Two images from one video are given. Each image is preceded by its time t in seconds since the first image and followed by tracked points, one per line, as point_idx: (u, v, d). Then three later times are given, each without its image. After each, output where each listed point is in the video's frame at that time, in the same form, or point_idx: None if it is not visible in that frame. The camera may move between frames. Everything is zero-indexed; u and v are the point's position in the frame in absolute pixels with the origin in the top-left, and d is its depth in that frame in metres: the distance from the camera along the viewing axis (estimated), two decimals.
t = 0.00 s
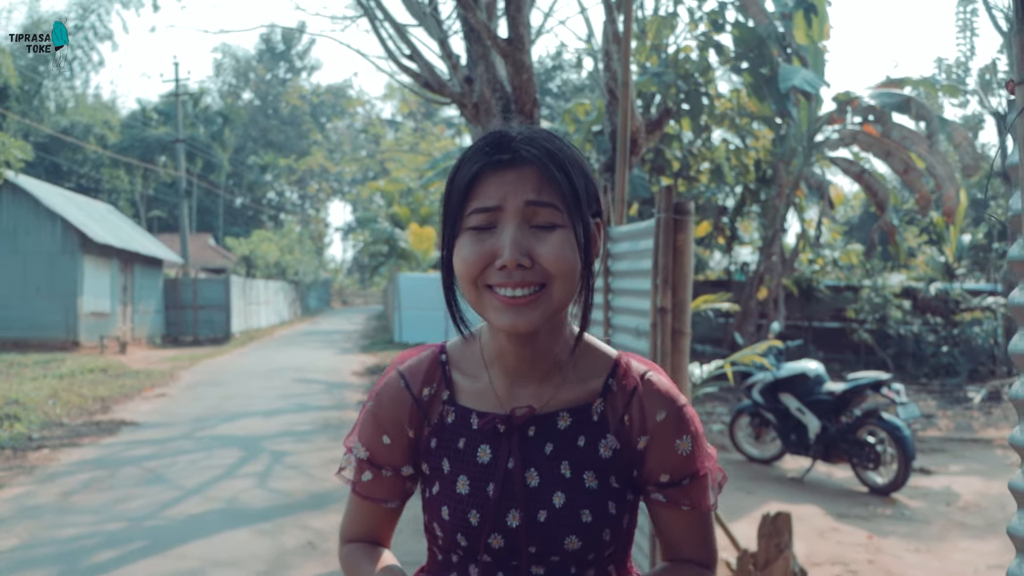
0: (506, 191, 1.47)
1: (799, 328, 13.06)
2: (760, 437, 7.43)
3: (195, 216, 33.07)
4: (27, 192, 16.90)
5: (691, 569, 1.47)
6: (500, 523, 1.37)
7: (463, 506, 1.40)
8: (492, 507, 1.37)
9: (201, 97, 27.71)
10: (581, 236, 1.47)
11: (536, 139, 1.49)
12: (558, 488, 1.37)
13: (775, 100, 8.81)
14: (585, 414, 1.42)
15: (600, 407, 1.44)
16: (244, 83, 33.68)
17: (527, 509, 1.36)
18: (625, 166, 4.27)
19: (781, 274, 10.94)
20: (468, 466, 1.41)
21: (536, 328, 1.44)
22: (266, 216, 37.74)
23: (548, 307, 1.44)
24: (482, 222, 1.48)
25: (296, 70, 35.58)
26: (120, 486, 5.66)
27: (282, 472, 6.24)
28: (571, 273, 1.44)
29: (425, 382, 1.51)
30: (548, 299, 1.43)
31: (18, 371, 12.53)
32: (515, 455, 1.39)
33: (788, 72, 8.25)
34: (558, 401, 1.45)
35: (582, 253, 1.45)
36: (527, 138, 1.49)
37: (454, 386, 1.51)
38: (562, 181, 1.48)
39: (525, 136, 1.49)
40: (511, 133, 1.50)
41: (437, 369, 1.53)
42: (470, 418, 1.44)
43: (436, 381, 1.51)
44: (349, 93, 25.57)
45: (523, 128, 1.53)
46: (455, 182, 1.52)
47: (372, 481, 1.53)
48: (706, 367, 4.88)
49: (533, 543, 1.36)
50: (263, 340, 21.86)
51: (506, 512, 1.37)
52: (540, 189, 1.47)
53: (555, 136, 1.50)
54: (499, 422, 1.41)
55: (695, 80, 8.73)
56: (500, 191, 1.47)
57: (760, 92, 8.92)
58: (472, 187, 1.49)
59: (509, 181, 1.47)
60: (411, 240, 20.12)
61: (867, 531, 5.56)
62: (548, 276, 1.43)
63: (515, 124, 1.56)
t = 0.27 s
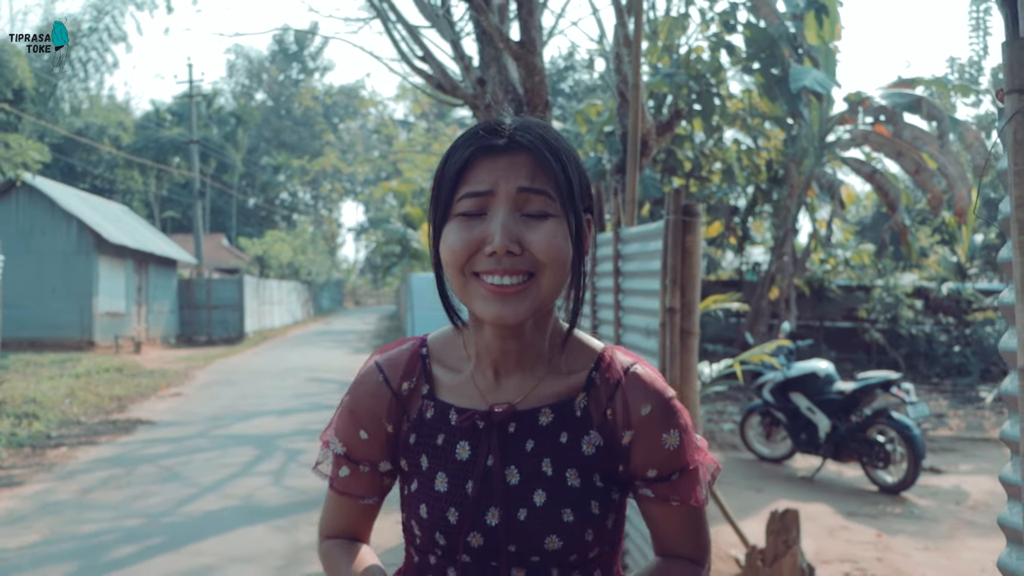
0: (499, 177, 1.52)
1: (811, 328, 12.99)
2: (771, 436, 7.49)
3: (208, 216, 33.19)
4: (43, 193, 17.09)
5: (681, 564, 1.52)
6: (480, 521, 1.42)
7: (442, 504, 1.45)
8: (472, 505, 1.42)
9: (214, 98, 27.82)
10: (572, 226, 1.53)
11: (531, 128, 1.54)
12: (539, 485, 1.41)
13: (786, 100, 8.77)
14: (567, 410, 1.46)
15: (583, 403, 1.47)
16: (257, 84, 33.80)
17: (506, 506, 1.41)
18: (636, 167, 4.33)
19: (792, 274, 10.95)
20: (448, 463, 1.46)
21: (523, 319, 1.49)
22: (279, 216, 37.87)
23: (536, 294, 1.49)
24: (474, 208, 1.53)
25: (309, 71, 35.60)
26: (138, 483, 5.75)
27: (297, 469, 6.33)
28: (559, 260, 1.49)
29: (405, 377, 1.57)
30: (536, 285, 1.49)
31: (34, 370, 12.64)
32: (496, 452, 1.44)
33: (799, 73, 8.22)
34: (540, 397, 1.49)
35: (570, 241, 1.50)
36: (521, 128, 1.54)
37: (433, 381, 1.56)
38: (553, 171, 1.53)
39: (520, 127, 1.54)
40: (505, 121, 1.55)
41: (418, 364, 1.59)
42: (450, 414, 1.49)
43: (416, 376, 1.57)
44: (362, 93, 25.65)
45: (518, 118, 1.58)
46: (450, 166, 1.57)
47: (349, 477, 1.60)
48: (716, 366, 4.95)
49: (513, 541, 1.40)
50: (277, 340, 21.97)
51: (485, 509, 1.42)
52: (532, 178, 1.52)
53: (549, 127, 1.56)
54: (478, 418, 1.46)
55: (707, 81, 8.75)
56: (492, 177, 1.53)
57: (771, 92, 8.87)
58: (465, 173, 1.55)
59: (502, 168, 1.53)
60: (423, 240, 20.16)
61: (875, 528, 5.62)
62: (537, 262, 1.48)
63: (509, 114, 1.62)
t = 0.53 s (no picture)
0: (482, 169, 1.43)
1: (820, 328, 13.05)
2: (780, 435, 7.54)
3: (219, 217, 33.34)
4: (57, 194, 17.26)
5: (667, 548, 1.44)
6: (450, 481, 1.34)
7: (411, 464, 1.37)
8: (442, 465, 1.35)
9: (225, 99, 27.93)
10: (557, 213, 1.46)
11: (515, 111, 1.44)
12: (515, 446, 1.34)
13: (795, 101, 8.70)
14: (548, 373, 1.40)
15: (565, 367, 1.41)
16: (268, 85, 33.92)
17: (479, 468, 1.34)
18: (645, 170, 4.37)
19: (801, 274, 10.99)
20: (420, 422, 1.40)
21: (506, 311, 1.45)
22: (290, 216, 38.01)
23: (518, 287, 1.44)
24: (455, 199, 1.45)
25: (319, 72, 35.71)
26: (152, 481, 5.82)
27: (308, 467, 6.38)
28: (544, 252, 1.43)
29: (384, 336, 1.52)
30: (520, 279, 1.44)
31: (48, 370, 12.75)
32: (472, 410, 1.38)
33: (807, 73, 7.97)
34: (521, 360, 1.43)
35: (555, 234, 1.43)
36: (504, 112, 1.44)
37: (413, 342, 1.52)
38: (538, 158, 1.44)
39: (503, 110, 1.44)
40: (488, 103, 1.45)
41: (399, 326, 1.55)
42: (426, 371, 1.44)
43: (396, 335, 1.53)
44: (372, 94, 25.73)
45: (499, 95, 1.48)
46: (427, 152, 1.47)
47: (315, 435, 1.52)
48: (723, 366, 4.99)
49: (484, 506, 1.33)
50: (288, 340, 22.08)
51: (458, 470, 1.34)
52: (516, 169, 1.43)
53: (533, 106, 1.46)
54: (457, 373, 1.41)
55: (714, 82, 8.77)
56: (474, 169, 1.44)
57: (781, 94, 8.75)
58: (444, 162, 1.46)
59: (485, 160, 1.44)
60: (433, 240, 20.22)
61: (883, 527, 5.64)
62: (520, 255, 1.42)
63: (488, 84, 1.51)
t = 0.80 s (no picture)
0: (465, 162, 1.46)
1: (827, 328, 13.12)
2: (786, 434, 7.57)
3: (227, 217, 33.41)
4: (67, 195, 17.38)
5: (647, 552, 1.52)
6: (445, 490, 1.38)
7: (404, 473, 1.40)
8: (436, 475, 1.38)
9: (233, 99, 28.00)
10: (538, 208, 1.50)
11: (499, 105, 1.48)
12: (508, 453, 1.38)
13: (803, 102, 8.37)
14: (537, 377, 1.45)
15: (553, 371, 1.47)
16: (275, 86, 33.96)
17: (474, 474, 1.38)
18: (650, 171, 4.42)
19: (808, 274, 11.01)
20: (411, 430, 1.42)
21: (491, 306, 1.47)
22: (298, 216, 38.08)
23: (502, 282, 1.46)
24: (438, 193, 1.48)
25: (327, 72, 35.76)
26: (164, 479, 5.89)
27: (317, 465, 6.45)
28: (527, 244, 1.46)
29: (368, 344, 1.54)
30: (504, 271, 1.46)
31: (59, 369, 12.84)
32: (463, 418, 1.41)
33: (813, 73, 7.70)
34: (509, 366, 1.48)
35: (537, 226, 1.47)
36: (488, 104, 1.48)
37: (398, 350, 1.54)
38: (521, 153, 1.48)
39: (488, 103, 1.48)
40: (471, 95, 1.48)
41: (383, 334, 1.56)
42: (415, 380, 1.47)
43: (381, 343, 1.54)
44: (380, 94, 25.78)
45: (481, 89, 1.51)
46: (410, 144, 1.50)
47: (300, 447, 1.53)
48: (728, 366, 5.04)
49: (480, 513, 1.37)
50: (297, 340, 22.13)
51: (452, 479, 1.38)
52: (500, 162, 1.47)
53: (515, 101, 1.50)
54: (447, 383, 1.44)
55: (723, 84, 8.74)
56: (458, 162, 1.47)
57: (786, 94, 8.45)
58: (428, 155, 1.48)
59: (469, 151, 1.47)
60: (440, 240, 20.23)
61: (888, 525, 5.70)
62: (505, 249, 1.45)
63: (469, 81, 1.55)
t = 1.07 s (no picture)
0: (455, 171, 1.49)
1: (834, 328, 13.16)
2: (791, 434, 7.63)
3: (235, 217, 33.51)
4: (76, 196, 17.49)
5: (636, 557, 1.57)
6: (438, 505, 1.41)
7: (398, 487, 1.44)
8: (429, 490, 1.42)
9: (240, 99, 28.07)
10: (527, 217, 1.52)
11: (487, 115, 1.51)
12: (499, 466, 1.42)
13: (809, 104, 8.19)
14: (527, 390, 1.49)
15: (543, 382, 1.50)
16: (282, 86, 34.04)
17: (466, 489, 1.41)
18: (655, 173, 4.47)
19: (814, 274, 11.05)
20: (404, 446, 1.46)
21: (480, 315, 1.50)
22: (305, 216, 38.18)
23: (491, 291, 1.50)
24: (428, 201, 1.50)
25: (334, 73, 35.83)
26: (176, 477, 5.97)
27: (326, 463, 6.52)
28: (515, 253, 1.49)
29: (359, 360, 1.57)
30: (493, 280, 1.49)
31: (68, 369, 12.93)
32: (453, 433, 1.45)
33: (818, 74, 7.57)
34: (498, 380, 1.51)
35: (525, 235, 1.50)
36: (476, 114, 1.50)
37: (389, 364, 1.57)
38: (510, 162, 1.51)
39: (476, 112, 1.51)
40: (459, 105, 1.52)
41: (372, 348, 1.59)
42: (406, 395, 1.50)
43: (372, 358, 1.58)
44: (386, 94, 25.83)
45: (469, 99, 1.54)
46: (398, 154, 1.52)
47: (299, 467, 1.56)
48: (732, 366, 5.10)
49: (473, 526, 1.40)
50: (304, 340, 22.20)
51: (445, 494, 1.41)
52: (489, 171, 1.49)
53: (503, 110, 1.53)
54: (437, 398, 1.47)
55: (729, 84, 8.74)
56: (448, 170, 1.49)
57: (795, 95, 8.29)
58: (417, 164, 1.51)
59: (458, 160, 1.49)
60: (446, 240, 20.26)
61: (891, 523, 5.75)
62: (495, 258, 1.48)
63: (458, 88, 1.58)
